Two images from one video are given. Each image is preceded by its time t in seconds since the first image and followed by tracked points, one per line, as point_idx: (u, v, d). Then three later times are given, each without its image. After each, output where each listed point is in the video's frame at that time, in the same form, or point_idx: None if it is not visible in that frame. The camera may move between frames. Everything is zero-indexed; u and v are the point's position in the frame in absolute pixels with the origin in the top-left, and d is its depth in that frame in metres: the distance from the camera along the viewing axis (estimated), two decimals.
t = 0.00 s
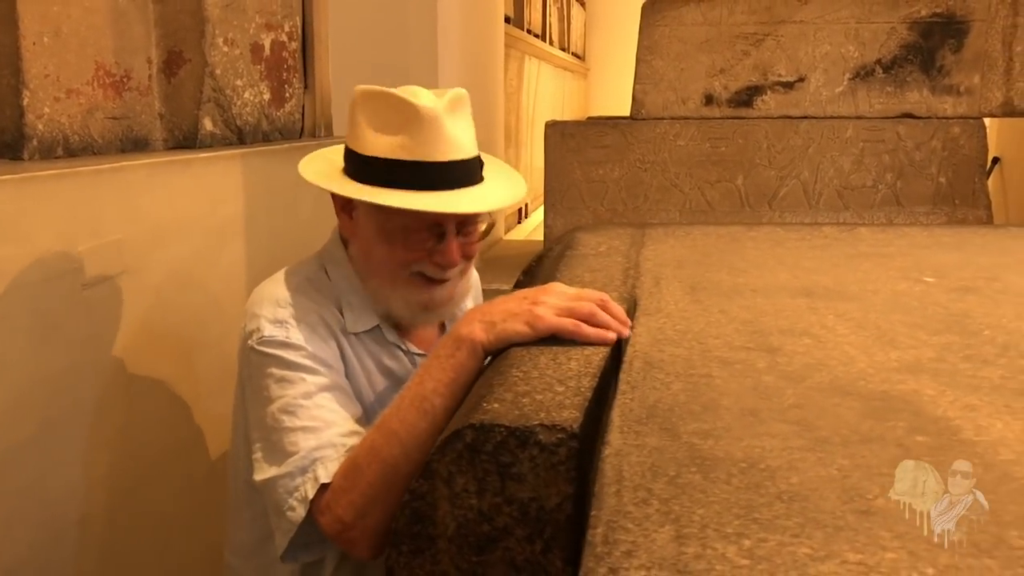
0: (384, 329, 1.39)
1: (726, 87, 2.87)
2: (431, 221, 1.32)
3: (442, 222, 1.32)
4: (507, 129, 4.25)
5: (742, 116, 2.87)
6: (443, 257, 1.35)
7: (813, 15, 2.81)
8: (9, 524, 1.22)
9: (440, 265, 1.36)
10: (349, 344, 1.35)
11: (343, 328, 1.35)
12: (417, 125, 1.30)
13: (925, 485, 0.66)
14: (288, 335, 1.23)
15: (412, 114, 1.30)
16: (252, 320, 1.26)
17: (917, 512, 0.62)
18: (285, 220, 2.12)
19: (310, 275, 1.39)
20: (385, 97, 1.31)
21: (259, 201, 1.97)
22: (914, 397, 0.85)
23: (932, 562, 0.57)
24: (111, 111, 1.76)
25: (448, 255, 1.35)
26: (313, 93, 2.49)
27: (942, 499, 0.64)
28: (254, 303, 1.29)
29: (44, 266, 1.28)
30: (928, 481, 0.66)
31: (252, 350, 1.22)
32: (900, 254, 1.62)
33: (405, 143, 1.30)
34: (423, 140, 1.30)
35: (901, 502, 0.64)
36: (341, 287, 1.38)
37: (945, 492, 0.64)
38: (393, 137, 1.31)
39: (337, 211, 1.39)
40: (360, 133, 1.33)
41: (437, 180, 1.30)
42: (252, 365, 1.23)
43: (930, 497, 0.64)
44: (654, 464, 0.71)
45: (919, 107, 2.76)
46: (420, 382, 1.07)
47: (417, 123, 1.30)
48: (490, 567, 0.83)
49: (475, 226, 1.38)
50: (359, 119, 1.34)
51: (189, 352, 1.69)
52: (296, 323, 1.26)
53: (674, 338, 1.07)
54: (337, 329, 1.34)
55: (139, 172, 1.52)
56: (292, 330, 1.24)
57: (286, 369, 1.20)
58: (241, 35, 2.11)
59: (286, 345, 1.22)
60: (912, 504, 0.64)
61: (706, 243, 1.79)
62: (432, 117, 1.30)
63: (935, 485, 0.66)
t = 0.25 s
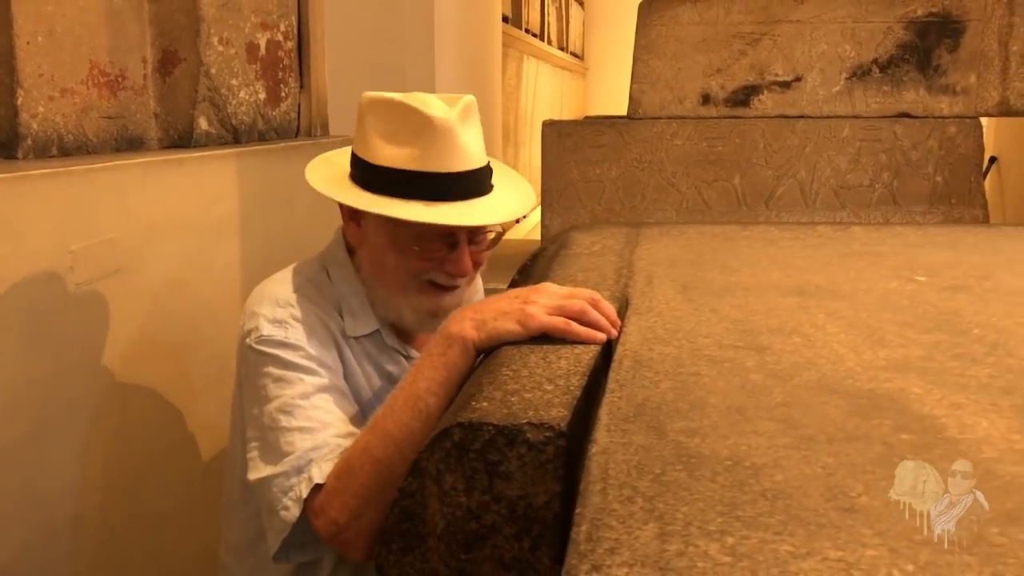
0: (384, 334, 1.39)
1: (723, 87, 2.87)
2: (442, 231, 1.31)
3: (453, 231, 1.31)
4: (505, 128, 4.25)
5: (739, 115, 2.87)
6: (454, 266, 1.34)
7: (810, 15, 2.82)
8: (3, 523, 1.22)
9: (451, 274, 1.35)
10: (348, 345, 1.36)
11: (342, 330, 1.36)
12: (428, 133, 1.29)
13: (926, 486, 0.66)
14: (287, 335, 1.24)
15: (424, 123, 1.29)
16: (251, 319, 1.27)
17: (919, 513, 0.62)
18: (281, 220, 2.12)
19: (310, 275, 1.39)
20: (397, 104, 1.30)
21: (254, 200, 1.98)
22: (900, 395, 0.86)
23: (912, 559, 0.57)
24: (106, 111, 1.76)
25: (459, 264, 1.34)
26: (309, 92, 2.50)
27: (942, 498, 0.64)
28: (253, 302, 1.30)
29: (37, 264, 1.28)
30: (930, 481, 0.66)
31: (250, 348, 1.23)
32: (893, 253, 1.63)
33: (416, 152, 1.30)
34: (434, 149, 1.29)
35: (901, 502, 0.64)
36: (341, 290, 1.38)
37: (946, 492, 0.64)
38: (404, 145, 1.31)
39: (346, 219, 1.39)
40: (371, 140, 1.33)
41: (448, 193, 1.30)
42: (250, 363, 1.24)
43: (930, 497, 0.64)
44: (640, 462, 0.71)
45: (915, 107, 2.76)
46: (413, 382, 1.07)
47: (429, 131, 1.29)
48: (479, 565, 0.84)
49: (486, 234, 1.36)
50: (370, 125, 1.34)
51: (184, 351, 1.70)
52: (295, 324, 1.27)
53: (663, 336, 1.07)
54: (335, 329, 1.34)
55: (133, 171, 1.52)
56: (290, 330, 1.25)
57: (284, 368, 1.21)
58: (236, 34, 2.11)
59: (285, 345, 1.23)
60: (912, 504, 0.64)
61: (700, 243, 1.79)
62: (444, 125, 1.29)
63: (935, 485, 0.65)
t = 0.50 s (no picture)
0: (369, 324, 1.39)
1: (718, 85, 2.86)
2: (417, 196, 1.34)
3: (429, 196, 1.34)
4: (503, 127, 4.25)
5: (734, 114, 2.85)
6: (433, 233, 1.37)
7: (804, 14, 2.82)
8: None
9: (431, 242, 1.37)
10: (333, 339, 1.35)
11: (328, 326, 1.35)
12: (401, 100, 1.31)
13: (925, 485, 0.65)
14: (271, 330, 1.23)
15: (395, 92, 1.32)
16: (235, 316, 1.26)
17: (917, 512, 0.62)
18: (272, 218, 2.12)
19: (295, 270, 1.39)
20: (364, 81, 1.33)
21: (245, 198, 1.98)
22: (882, 390, 0.86)
23: (885, 551, 0.57)
24: (98, 109, 1.75)
25: (437, 230, 1.36)
26: (303, 91, 2.50)
27: (943, 498, 0.63)
28: (237, 298, 1.30)
29: (26, 259, 1.28)
30: (928, 481, 0.66)
31: (233, 344, 1.22)
32: (883, 251, 1.63)
33: (392, 118, 1.31)
34: (409, 113, 1.31)
35: (900, 501, 0.63)
36: (326, 284, 1.38)
37: (945, 492, 0.64)
38: (379, 116, 1.31)
39: (326, 202, 1.42)
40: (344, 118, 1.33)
41: (430, 154, 1.31)
42: (234, 359, 1.23)
43: (930, 497, 0.63)
44: (620, 456, 0.71)
45: (909, 105, 2.73)
46: (401, 376, 1.07)
47: (401, 99, 1.31)
48: (463, 561, 0.84)
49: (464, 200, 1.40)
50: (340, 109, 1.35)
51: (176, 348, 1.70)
52: (279, 319, 1.26)
53: (650, 333, 1.08)
54: (320, 327, 1.33)
55: (124, 169, 1.52)
56: (274, 325, 1.24)
57: (268, 363, 1.20)
58: (228, 32, 2.12)
59: (268, 340, 1.22)
60: (911, 504, 0.63)
61: (691, 240, 1.79)
62: (415, 92, 1.32)
63: (935, 485, 0.65)
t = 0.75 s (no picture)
0: (350, 308, 1.41)
1: (714, 83, 2.82)
2: (383, 166, 1.40)
3: (395, 164, 1.40)
4: (501, 125, 4.24)
5: (731, 111, 2.80)
6: (402, 202, 1.41)
7: (801, 11, 2.79)
8: None
9: (402, 213, 1.42)
10: (315, 326, 1.36)
11: (309, 311, 1.36)
12: (358, 76, 1.41)
13: (925, 484, 0.64)
14: (250, 321, 1.23)
15: (352, 72, 1.41)
16: (214, 309, 1.26)
17: (918, 512, 0.61)
18: (267, 215, 2.12)
19: (274, 262, 1.39)
20: (322, 68, 1.43)
21: (239, 194, 1.98)
22: (871, 384, 0.86)
23: (869, 542, 0.57)
24: (92, 105, 1.74)
25: (406, 198, 1.41)
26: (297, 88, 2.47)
27: (942, 498, 0.63)
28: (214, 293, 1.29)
29: (18, 254, 1.28)
30: (928, 481, 0.64)
31: (213, 337, 1.23)
32: (877, 247, 1.63)
33: (351, 92, 1.39)
34: (367, 85, 1.39)
35: (900, 502, 0.62)
36: (304, 273, 1.39)
37: (945, 492, 0.63)
38: (340, 93, 1.40)
39: (296, 189, 1.46)
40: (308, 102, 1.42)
41: (393, 120, 1.38)
42: (214, 352, 1.23)
43: (930, 497, 0.63)
44: (607, 449, 0.71)
45: (906, 103, 2.71)
46: (392, 369, 1.08)
47: (357, 75, 1.41)
48: (451, 555, 0.83)
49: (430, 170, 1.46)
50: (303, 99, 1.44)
51: (170, 345, 1.70)
52: (256, 309, 1.26)
53: (641, 328, 1.08)
54: (299, 313, 1.35)
55: (118, 166, 1.52)
56: (252, 316, 1.24)
57: (247, 354, 1.20)
58: (223, 29, 2.11)
59: (247, 331, 1.21)
60: (913, 505, 0.62)
61: (686, 237, 1.79)
62: (370, 67, 1.41)
63: (935, 484, 0.64)
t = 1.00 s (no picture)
0: (327, 300, 1.42)
1: (706, 84, 2.82)
2: (356, 152, 1.43)
3: (368, 151, 1.43)
4: (495, 126, 4.24)
5: (723, 112, 2.80)
6: (377, 187, 1.44)
7: (793, 12, 2.80)
8: None
9: (378, 198, 1.45)
10: (293, 321, 1.37)
11: (286, 305, 1.37)
12: (324, 69, 1.42)
13: (925, 485, 0.65)
14: (226, 317, 1.24)
15: (318, 67, 1.43)
16: (191, 307, 1.27)
17: (917, 512, 0.61)
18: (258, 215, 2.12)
19: (251, 258, 1.40)
20: (286, 66, 1.44)
21: (230, 194, 1.98)
22: (848, 381, 0.87)
23: (835, 536, 0.58)
24: (82, 106, 1.75)
25: (381, 183, 1.44)
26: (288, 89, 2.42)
27: (942, 498, 0.63)
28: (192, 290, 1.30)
29: (7, 254, 1.28)
30: (928, 482, 0.65)
31: (190, 334, 1.24)
32: (862, 246, 1.64)
33: (320, 84, 1.41)
34: (335, 77, 1.41)
35: (900, 502, 0.63)
36: (280, 268, 1.40)
37: (944, 492, 0.63)
38: (308, 87, 1.41)
39: (268, 184, 1.47)
40: (275, 98, 1.42)
41: (364, 107, 1.40)
42: (193, 349, 1.24)
43: (931, 497, 0.63)
44: (584, 446, 0.72)
45: (897, 103, 2.73)
46: (377, 366, 1.10)
47: (323, 68, 1.42)
48: (432, 552, 0.84)
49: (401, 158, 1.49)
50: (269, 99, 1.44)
51: (160, 344, 1.71)
52: (233, 305, 1.27)
53: (624, 327, 1.08)
54: (277, 308, 1.35)
55: (108, 167, 1.53)
56: (229, 312, 1.25)
57: (224, 349, 1.21)
58: (214, 30, 2.09)
59: (224, 327, 1.22)
60: (911, 504, 0.62)
61: (674, 237, 1.80)
62: (336, 62, 1.43)
63: (935, 485, 0.64)
